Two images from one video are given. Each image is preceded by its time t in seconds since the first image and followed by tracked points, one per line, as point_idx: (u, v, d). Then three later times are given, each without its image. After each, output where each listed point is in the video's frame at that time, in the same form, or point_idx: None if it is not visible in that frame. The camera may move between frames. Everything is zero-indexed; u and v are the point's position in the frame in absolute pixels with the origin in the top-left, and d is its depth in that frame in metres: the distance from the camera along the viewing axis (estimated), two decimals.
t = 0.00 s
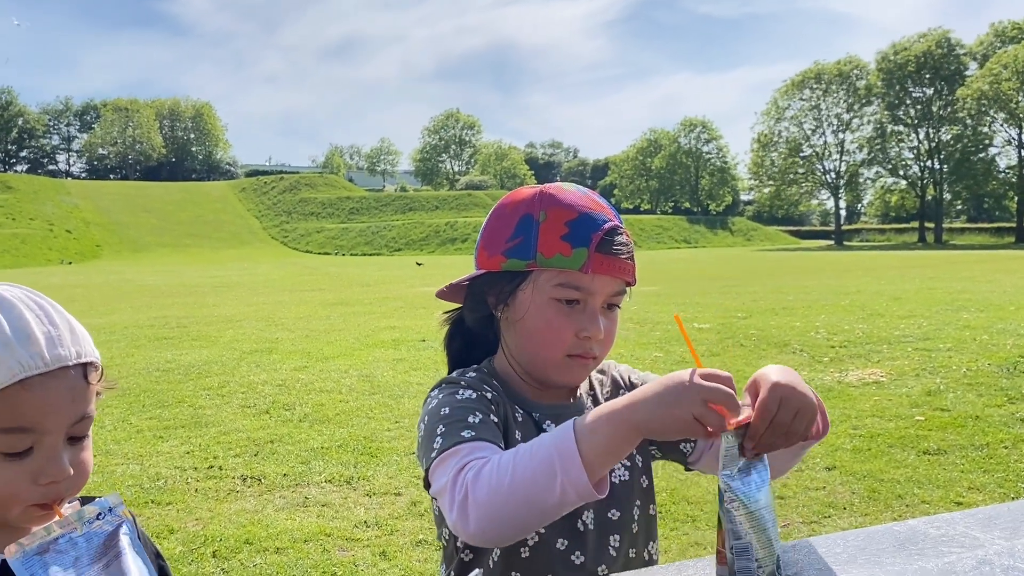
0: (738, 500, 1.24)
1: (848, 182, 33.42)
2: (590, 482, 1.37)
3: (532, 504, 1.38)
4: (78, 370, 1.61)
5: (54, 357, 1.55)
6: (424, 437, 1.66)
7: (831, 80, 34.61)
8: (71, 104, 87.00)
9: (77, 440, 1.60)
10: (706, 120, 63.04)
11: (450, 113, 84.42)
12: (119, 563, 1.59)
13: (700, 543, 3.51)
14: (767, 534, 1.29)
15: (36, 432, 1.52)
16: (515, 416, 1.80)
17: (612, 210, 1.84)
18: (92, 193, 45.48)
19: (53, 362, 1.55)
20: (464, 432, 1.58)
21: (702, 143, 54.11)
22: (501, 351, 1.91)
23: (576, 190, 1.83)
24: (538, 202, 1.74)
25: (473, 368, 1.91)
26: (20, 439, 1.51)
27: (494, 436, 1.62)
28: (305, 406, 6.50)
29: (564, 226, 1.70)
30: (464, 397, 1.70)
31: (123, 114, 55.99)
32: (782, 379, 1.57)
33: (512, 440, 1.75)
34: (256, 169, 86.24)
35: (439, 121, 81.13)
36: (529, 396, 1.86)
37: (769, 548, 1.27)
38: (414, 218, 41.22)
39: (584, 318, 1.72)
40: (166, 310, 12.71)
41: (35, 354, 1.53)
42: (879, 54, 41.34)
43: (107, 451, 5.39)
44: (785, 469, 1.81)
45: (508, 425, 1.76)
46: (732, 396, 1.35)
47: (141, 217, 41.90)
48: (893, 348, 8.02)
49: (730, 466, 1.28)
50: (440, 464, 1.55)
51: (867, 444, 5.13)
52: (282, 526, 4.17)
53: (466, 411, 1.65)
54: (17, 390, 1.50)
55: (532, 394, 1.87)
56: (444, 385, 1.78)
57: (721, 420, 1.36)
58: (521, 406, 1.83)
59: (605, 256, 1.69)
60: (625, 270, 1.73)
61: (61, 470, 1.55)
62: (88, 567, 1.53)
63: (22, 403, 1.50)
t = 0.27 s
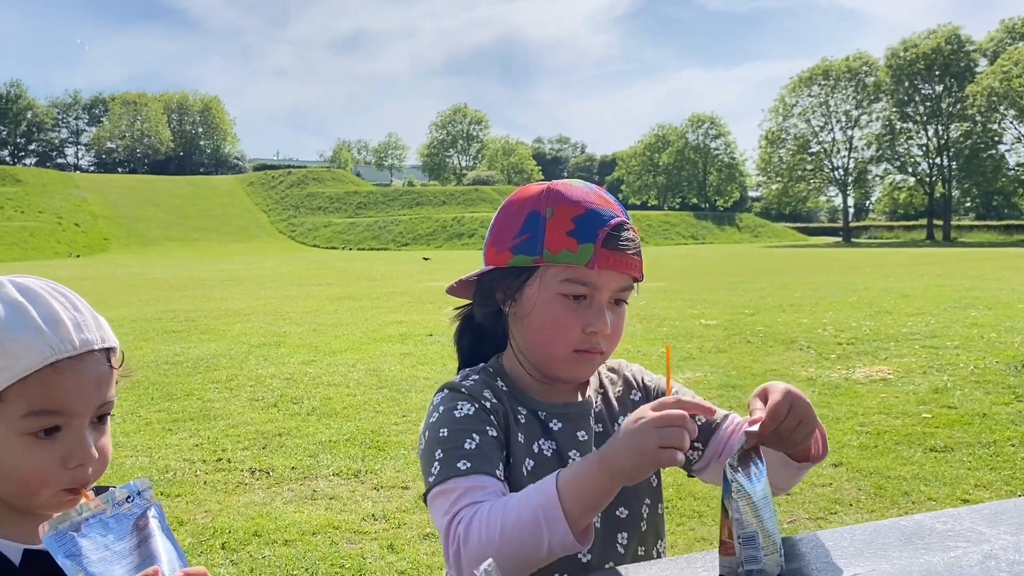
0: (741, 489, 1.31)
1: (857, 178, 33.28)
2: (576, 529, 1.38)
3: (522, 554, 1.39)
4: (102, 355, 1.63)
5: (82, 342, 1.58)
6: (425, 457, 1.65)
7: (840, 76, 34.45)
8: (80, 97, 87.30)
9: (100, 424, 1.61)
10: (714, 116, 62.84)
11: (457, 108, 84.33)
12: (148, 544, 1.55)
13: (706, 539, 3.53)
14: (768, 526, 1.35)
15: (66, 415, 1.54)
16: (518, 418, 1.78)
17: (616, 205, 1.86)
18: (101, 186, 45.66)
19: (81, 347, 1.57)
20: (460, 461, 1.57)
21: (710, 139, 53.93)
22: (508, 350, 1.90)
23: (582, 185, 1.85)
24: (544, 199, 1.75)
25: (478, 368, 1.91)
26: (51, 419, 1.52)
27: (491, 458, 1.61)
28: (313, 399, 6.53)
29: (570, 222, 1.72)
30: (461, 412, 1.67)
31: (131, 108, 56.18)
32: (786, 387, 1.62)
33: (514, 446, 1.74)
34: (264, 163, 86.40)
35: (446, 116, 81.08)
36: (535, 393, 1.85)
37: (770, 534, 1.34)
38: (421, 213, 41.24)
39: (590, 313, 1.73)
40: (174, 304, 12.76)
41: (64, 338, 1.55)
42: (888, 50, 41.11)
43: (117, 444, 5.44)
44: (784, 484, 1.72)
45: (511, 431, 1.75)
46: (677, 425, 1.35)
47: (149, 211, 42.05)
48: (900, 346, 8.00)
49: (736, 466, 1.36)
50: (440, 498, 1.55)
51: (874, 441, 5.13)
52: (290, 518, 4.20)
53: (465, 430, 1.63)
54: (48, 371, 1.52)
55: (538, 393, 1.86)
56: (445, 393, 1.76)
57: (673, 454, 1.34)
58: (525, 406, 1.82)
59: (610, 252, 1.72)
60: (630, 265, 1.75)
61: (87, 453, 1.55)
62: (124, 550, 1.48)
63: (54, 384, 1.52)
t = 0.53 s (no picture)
0: (726, 467, 1.38)
1: (868, 173, 33.09)
2: (594, 533, 1.41)
3: (540, 555, 1.42)
4: (121, 333, 1.61)
5: (101, 320, 1.56)
6: (438, 450, 1.67)
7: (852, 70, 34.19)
8: (92, 87, 87.60)
9: (123, 402, 1.60)
10: (724, 109, 62.46)
11: (467, 100, 84.22)
12: (171, 533, 1.54)
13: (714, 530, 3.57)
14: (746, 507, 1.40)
15: (90, 394, 1.53)
16: (530, 410, 1.80)
17: (629, 196, 1.86)
18: (112, 176, 45.89)
19: (101, 326, 1.56)
20: (475, 456, 1.59)
21: (721, 132, 53.65)
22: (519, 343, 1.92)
23: (593, 176, 1.85)
24: (552, 193, 1.76)
25: (491, 360, 1.93)
26: (73, 398, 1.52)
27: (505, 453, 1.63)
28: (324, 389, 6.58)
29: (579, 216, 1.73)
30: (476, 405, 1.69)
31: (142, 98, 56.38)
32: (781, 376, 1.60)
33: (527, 440, 1.76)
34: (274, 154, 86.56)
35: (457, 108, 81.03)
36: (546, 386, 1.87)
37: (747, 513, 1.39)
38: (430, 205, 41.26)
39: (597, 307, 1.74)
40: (186, 294, 12.84)
41: (83, 317, 1.54)
42: (903, 43, 40.72)
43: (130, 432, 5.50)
44: (788, 476, 1.73)
45: (523, 423, 1.77)
46: (707, 421, 1.41)
47: (160, 201, 42.24)
48: (911, 340, 7.98)
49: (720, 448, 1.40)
50: (454, 494, 1.57)
51: (883, 435, 5.14)
52: (301, 507, 4.25)
53: (478, 425, 1.65)
54: (69, 350, 1.51)
55: (550, 385, 1.88)
56: (460, 385, 1.78)
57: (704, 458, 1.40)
58: (537, 398, 1.83)
59: (621, 245, 1.72)
60: (640, 258, 1.75)
61: (114, 431, 1.55)
62: (148, 539, 1.49)
63: (75, 363, 1.52)
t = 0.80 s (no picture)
0: (745, 457, 1.36)
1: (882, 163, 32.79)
2: (610, 501, 1.43)
3: (555, 525, 1.45)
4: (142, 306, 1.60)
5: (123, 295, 1.56)
6: (457, 428, 1.69)
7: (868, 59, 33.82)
8: (106, 74, 87.91)
9: (149, 375, 1.60)
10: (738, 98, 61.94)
11: (479, 88, 84.02)
12: (207, 521, 1.40)
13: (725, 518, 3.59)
14: (768, 497, 1.39)
15: (116, 366, 1.53)
16: (547, 393, 1.82)
17: (651, 187, 1.85)
18: (126, 163, 46.13)
19: (122, 299, 1.56)
20: (492, 432, 1.62)
21: (734, 121, 53.28)
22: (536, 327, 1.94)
23: (615, 166, 1.85)
24: (574, 183, 1.76)
25: (508, 344, 1.95)
26: (100, 370, 1.52)
27: (521, 432, 1.65)
28: (337, 376, 6.63)
29: (599, 208, 1.73)
30: (494, 384, 1.72)
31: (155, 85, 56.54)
32: (788, 358, 1.60)
33: (543, 421, 1.78)
34: (287, 141, 86.69)
35: (469, 96, 80.84)
36: (562, 370, 1.89)
37: (769, 501, 1.40)
38: (442, 193, 41.24)
39: (615, 297, 1.75)
40: (200, 280, 12.93)
41: (105, 291, 1.53)
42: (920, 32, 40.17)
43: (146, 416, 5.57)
44: (803, 461, 1.74)
45: (540, 405, 1.79)
46: (726, 399, 1.42)
47: (174, 188, 42.44)
48: (924, 331, 7.95)
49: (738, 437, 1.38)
50: (472, 464, 1.60)
51: (896, 426, 5.13)
52: (316, 491, 4.30)
53: (496, 403, 1.68)
54: (93, 324, 1.52)
55: (567, 369, 1.89)
56: (478, 366, 1.80)
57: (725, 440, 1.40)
58: (554, 382, 1.85)
59: (639, 238, 1.72)
60: (657, 251, 1.76)
61: (141, 400, 1.55)
62: (182, 526, 1.37)
63: (98, 337, 1.52)
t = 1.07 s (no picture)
0: (755, 442, 1.38)
1: (895, 149, 32.52)
2: (624, 473, 1.45)
3: (571, 495, 1.47)
4: (170, 286, 1.61)
5: (151, 276, 1.57)
6: (470, 405, 1.71)
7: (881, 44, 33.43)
8: (118, 56, 88.10)
9: (175, 353, 1.60)
10: (751, 83, 61.41)
11: (490, 71, 83.68)
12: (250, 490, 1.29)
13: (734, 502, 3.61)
14: (781, 478, 1.42)
15: (144, 346, 1.54)
16: (558, 374, 1.85)
17: (663, 173, 1.85)
18: (138, 145, 46.30)
19: (150, 281, 1.57)
20: (506, 407, 1.64)
21: (746, 106, 52.89)
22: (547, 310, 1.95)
23: (627, 151, 1.84)
24: (588, 168, 1.76)
25: (520, 326, 1.97)
26: (128, 350, 1.53)
27: (534, 409, 1.68)
28: (348, 357, 6.67)
29: (610, 194, 1.73)
30: (507, 363, 1.75)
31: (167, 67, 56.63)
32: (796, 340, 1.61)
33: (554, 402, 1.81)
34: (298, 124, 86.76)
35: (479, 80, 80.54)
36: (574, 352, 1.90)
37: (782, 484, 1.42)
38: (452, 176, 41.18)
39: (626, 283, 1.76)
40: (212, 261, 13.01)
41: (134, 274, 1.55)
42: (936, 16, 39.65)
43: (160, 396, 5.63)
44: (814, 442, 1.75)
45: (551, 385, 1.81)
46: (741, 372, 1.45)
47: (185, 169, 42.58)
48: (935, 318, 7.92)
49: (752, 420, 1.40)
50: (485, 437, 1.62)
51: (905, 412, 5.13)
52: (327, 472, 4.35)
53: (508, 380, 1.70)
54: (123, 304, 1.54)
55: (581, 351, 1.90)
56: (490, 346, 1.82)
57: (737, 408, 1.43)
58: (564, 363, 1.88)
59: (651, 225, 1.73)
60: (669, 237, 1.76)
61: (171, 377, 1.55)
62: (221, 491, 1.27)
63: (127, 317, 1.53)
